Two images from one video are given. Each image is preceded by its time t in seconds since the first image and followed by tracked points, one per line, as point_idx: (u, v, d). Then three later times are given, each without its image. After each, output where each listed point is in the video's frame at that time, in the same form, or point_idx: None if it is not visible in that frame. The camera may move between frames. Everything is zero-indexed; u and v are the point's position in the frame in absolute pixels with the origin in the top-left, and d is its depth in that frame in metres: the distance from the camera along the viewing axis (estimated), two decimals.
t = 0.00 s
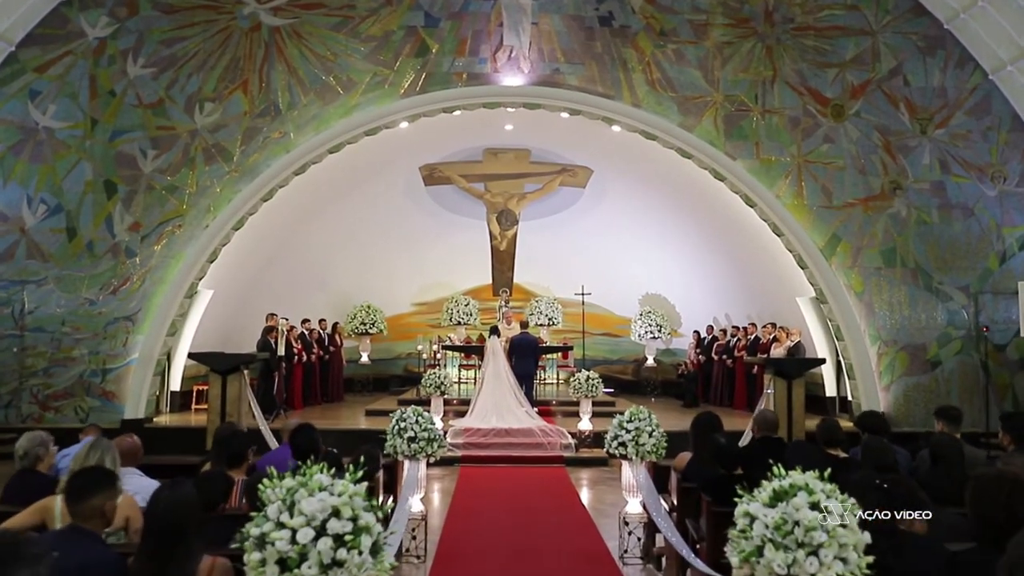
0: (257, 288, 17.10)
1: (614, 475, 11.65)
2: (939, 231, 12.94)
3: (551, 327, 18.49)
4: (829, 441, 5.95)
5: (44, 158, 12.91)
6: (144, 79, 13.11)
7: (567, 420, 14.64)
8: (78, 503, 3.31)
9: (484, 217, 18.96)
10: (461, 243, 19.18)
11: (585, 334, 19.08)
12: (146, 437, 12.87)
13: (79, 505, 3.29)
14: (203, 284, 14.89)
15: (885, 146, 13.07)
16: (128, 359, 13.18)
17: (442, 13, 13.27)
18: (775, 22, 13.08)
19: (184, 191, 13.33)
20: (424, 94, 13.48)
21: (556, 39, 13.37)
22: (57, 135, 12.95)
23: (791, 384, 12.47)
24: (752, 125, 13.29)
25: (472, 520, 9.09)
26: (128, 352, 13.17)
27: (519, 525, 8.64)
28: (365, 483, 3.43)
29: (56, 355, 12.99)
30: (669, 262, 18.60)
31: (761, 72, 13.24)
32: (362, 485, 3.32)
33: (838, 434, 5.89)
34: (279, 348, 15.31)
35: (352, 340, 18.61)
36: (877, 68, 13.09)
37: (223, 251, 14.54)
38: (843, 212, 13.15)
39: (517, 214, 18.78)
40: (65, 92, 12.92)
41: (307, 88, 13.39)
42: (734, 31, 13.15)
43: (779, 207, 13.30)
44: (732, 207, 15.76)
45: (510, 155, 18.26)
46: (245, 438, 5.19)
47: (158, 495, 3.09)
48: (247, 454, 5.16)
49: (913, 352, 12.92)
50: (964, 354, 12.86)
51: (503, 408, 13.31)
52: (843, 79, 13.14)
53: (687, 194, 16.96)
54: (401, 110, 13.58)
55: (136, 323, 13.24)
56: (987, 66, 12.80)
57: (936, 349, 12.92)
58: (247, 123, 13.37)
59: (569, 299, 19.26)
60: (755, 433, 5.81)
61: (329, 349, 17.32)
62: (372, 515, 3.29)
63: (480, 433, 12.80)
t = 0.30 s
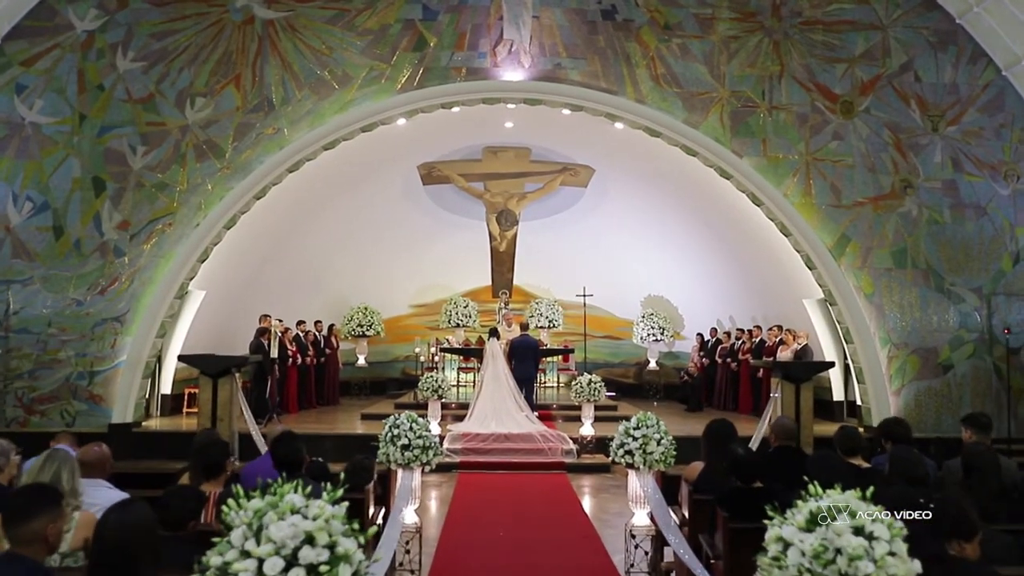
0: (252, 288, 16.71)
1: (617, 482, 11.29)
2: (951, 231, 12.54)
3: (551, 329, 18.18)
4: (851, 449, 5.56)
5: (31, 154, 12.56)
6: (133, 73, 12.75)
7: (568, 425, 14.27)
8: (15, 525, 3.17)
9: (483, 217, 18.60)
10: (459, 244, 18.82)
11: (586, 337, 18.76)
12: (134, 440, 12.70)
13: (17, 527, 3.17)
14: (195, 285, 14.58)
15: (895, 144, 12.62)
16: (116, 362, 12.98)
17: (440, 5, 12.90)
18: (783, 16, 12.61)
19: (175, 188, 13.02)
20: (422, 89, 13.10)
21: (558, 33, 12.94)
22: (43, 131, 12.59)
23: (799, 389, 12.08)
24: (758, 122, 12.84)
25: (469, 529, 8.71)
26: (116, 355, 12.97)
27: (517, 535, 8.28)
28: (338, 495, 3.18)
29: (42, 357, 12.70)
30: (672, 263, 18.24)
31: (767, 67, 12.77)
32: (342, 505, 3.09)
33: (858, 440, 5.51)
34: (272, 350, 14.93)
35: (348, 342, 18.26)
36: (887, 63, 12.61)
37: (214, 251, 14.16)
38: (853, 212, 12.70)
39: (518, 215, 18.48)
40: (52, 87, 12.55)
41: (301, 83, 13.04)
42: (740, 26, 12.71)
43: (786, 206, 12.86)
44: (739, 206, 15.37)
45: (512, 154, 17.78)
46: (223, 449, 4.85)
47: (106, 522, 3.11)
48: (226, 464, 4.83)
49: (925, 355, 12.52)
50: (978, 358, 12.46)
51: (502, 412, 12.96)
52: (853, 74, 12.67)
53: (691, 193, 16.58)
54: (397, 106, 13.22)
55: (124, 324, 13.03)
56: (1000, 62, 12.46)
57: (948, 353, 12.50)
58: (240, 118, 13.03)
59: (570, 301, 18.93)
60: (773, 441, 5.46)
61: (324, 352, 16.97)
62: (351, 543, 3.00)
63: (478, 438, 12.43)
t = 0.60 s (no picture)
0: (246, 288, 16.32)
1: (620, 489, 10.92)
2: (964, 230, 12.15)
3: (551, 331, 17.83)
4: (875, 457, 5.17)
5: (16, 150, 12.15)
6: (122, 67, 12.34)
7: (568, 429, 13.91)
8: None
9: (481, 217, 18.22)
10: (457, 244, 18.45)
11: (587, 339, 18.43)
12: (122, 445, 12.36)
13: None
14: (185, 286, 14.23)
15: (906, 140, 12.21)
16: (103, 364, 12.63)
17: None
18: (790, 8, 12.14)
19: (164, 186, 12.67)
20: (418, 83, 12.77)
21: (559, 26, 12.52)
22: (29, 126, 12.17)
23: (807, 392, 11.72)
24: (765, 117, 12.47)
25: (467, 539, 8.34)
26: (102, 358, 12.62)
27: (516, 545, 7.93)
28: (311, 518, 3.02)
29: (27, 359, 12.35)
30: (674, 264, 17.87)
31: (774, 62, 12.35)
32: (314, 531, 2.92)
33: (881, 445, 5.13)
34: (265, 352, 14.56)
35: (344, 345, 17.90)
36: (897, 57, 12.16)
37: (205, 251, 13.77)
38: (862, 210, 12.33)
39: (517, 214, 18.13)
40: (38, 81, 12.06)
41: (294, 77, 12.69)
42: (746, 19, 12.24)
43: (794, 204, 12.47)
44: (744, 204, 15.00)
45: (510, 152, 17.49)
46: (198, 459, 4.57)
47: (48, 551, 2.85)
48: (198, 476, 4.45)
49: (937, 358, 12.16)
50: (991, 360, 12.11)
51: (502, 417, 12.58)
52: (862, 68, 12.23)
53: (695, 192, 16.22)
54: (392, 101, 12.88)
55: (111, 326, 12.67)
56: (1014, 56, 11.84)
57: (961, 355, 12.13)
58: (231, 114, 12.70)
59: (571, 303, 18.58)
60: (792, 449, 5.07)
61: (319, 355, 16.58)
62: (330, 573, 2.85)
63: (477, 444, 12.04)
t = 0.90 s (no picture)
0: (238, 289, 15.95)
1: (623, 497, 10.54)
2: (976, 228, 11.79)
3: (550, 334, 17.45)
4: (903, 467, 4.85)
5: None
6: (109, 61, 11.97)
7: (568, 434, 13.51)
8: None
9: (480, 217, 17.86)
10: (453, 245, 18.05)
11: (587, 342, 18.03)
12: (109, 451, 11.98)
13: None
14: (175, 287, 13.85)
15: (916, 135, 11.85)
16: (88, 368, 12.25)
17: None
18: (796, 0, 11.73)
19: (152, 183, 12.29)
20: (414, 78, 12.37)
21: (558, 18, 12.15)
22: (13, 122, 11.78)
23: (816, 396, 11.34)
24: (771, 112, 12.10)
25: (464, 549, 7.96)
26: (88, 360, 12.24)
27: (515, 555, 7.58)
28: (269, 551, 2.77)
29: (10, 363, 11.98)
30: (676, 265, 17.49)
31: (780, 55, 11.99)
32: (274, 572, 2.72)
33: (909, 455, 4.81)
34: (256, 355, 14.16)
35: (339, 347, 17.52)
36: (907, 50, 11.77)
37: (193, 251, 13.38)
38: (871, 208, 11.97)
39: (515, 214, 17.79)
40: (23, 75, 11.66)
41: (286, 72, 12.31)
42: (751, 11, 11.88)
43: (802, 202, 12.09)
44: (750, 202, 14.62)
45: (508, 151, 17.13)
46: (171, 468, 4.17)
47: None
48: (166, 493, 4.00)
49: (949, 359, 11.80)
50: (1005, 362, 11.74)
51: (500, 422, 12.20)
52: (870, 62, 11.86)
53: (698, 190, 15.87)
54: (387, 96, 12.46)
55: (98, 327, 12.29)
56: None
57: (974, 357, 11.77)
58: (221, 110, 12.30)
59: (571, 305, 18.20)
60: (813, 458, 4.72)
61: (313, 358, 16.21)
62: None
63: (474, 450, 11.68)
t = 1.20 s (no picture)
0: (230, 291, 15.57)
1: (626, 505, 10.16)
2: (990, 225, 11.42)
3: (549, 336, 17.07)
4: (939, 479, 4.44)
5: None
6: (95, 56, 11.61)
7: (569, 440, 13.12)
8: None
9: (478, 217, 17.48)
10: (451, 246, 17.66)
11: (587, 344, 17.62)
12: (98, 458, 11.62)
13: None
14: (164, 289, 13.47)
15: (926, 130, 11.49)
16: (73, 372, 11.85)
17: None
18: None
19: (139, 181, 11.89)
20: (409, 72, 11.98)
21: (557, 9, 11.75)
22: None
23: (824, 399, 10.97)
24: (777, 107, 11.72)
25: (461, 561, 7.57)
26: (73, 364, 11.83)
27: (514, 566, 7.23)
28: None
29: None
30: (679, 265, 17.13)
31: (785, 48, 11.63)
32: None
33: (943, 466, 4.41)
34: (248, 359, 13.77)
35: (335, 351, 17.14)
36: (917, 42, 11.38)
37: (182, 251, 12.99)
38: (881, 204, 11.59)
39: (513, 215, 17.40)
40: (5, 71, 11.36)
41: (277, 66, 11.93)
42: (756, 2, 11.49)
43: (809, 198, 11.72)
44: (757, 200, 14.23)
45: (506, 149, 16.85)
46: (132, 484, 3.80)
47: None
48: (125, 510, 3.61)
49: (963, 361, 11.41)
50: (1021, 363, 11.35)
51: (499, 427, 11.82)
52: (879, 54, 11.47)
53: (699, 187, 15.53)
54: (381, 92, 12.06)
55: (83, 330, 11.88)
56: None
57: (988, 359, 11.39)
58: (210, 105, 11.91)
59: (571, 307, 17.79)
60: (839, 469, 4.42)
61: (307, 362, 15.84)
62: None
63: (471, 456, 11.32)
